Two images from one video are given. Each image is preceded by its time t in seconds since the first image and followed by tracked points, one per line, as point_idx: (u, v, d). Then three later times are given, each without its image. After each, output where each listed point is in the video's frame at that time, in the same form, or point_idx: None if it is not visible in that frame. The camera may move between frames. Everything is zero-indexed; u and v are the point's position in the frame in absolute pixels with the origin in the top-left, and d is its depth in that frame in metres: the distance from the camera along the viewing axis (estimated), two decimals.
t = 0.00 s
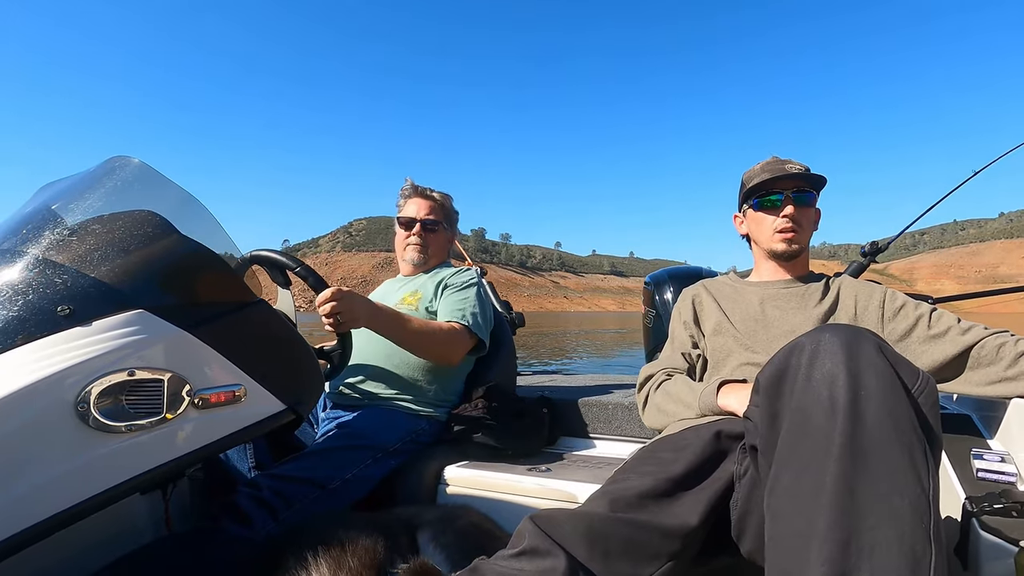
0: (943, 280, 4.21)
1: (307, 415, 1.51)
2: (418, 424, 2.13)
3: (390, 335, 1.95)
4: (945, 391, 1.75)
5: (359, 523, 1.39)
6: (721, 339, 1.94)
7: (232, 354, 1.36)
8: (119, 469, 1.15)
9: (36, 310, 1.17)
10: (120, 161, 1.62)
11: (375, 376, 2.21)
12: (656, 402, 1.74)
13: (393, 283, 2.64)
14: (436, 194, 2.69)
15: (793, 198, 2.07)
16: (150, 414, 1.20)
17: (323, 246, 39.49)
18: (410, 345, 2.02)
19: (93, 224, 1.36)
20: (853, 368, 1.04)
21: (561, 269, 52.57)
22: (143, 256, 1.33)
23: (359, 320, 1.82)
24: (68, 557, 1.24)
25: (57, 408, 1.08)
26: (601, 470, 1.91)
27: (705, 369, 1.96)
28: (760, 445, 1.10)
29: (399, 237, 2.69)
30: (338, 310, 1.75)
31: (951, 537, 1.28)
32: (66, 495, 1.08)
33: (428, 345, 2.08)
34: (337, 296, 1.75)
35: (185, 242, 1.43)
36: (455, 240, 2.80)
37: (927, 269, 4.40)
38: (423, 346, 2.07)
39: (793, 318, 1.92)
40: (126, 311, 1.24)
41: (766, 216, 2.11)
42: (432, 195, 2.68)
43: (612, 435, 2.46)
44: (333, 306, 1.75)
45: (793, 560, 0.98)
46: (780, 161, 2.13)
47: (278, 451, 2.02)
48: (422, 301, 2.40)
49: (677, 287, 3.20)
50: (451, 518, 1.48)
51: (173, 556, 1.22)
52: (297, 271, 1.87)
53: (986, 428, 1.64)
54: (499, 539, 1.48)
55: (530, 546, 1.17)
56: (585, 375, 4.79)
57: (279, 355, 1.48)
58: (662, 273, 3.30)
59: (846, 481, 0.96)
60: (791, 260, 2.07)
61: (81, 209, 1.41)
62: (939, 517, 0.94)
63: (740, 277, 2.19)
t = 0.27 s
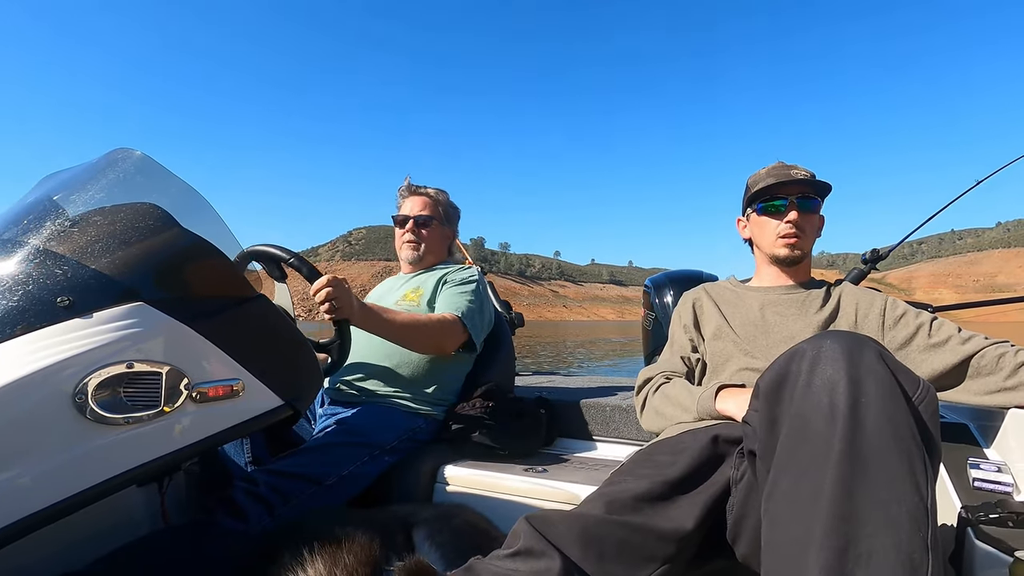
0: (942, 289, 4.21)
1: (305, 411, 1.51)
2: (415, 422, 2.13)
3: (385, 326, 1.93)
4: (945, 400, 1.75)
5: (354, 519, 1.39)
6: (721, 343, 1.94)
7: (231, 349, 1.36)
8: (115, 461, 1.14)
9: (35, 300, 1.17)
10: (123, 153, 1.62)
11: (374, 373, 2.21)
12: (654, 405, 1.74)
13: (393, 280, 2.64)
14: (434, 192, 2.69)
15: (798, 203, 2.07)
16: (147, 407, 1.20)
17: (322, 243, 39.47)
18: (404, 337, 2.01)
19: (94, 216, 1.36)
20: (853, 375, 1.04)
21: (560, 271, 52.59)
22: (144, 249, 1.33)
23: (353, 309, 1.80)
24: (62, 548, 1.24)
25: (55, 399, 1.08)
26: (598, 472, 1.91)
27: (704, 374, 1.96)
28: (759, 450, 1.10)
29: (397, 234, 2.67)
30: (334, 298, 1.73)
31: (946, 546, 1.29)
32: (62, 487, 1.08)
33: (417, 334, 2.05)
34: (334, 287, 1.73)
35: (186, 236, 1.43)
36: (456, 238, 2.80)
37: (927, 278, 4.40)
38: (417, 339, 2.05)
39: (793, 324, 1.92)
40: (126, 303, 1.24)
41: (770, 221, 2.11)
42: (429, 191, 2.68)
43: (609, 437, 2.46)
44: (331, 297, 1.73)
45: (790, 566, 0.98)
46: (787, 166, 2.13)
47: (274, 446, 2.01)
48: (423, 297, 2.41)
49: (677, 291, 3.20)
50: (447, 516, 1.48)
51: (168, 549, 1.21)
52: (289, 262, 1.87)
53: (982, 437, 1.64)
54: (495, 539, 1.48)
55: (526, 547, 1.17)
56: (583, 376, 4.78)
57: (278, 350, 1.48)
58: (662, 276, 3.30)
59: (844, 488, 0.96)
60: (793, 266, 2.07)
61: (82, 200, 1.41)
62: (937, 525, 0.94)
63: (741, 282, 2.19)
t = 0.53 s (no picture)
0: (943, 291, 4.21)
1: (305, 410, 1.51)
2: (415, 422, 2.13)
3: (384, 321, 1.94)
4: (945, 401, 1.75)
5: (354, 519, 1.39)
6: (721, 344, 1.94)
7: (231, 348, 1.36)
8: (114, 460, 1.14)
9: (35, 298, 1.16)
10: (123, 151, 1.62)
11: (374, 373, 2.20)
12: (654, 406, 1.74)
13: (393, 279, 2.64)
14: (434, 192, 2.70)
15: (803, 205, 2.07)
16: (147, 405, 1.20)
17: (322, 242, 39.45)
18: (404, 332, 2.01)
19: (95, 214, 1.36)
20: (854, 377, 1.04)
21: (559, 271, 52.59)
22: (145, 247, 1.33)
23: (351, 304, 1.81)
24: (61, 547, 1.24)
25: (54, 398, 1.08)
26: (597, 472, 1.91)
27: (704, 374, 1.96)
28: (758, 451, 1.10)
29: (395, 233, 2.66)
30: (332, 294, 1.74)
31: (946, 547, 1.29)
32: (61, 485, 1.08)
33: (417, 327, 2.05)
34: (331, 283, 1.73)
35: (187, 234, 1.43)
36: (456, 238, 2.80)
37: (927, 280, 4.40)
38: (417, 333, 2.06)
39: (793, 325, 1.92)
40: (126, 302, 1.24)
41: (773, 222, 2.11)
42: (428, 190, 2.69)
43: (608, 437, 2.46)
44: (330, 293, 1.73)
45: (789, 566, 0.98)
46: (793, 167, 2.13)
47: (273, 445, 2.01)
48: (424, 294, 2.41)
49: (677, 291, 3.20)
50: (446, 516, 1.48)
51: (167, 548, 1.21)
52: (285, 258, 1.90)
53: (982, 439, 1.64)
54: (494, 539, 1.48)
55: (525, 547, 1.17)
56: (583, 377, 4.78)
57: (278, 349, 1.48)
58: (662, 277, 3.30)
59: (844, 489, 0.96)
60: (795, 267, 2.07)
61: (83, 198, 1.41)
62: (937, 527, 0.94)
63: (742, 283, 2.19)
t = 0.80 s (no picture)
0: (945, 283, 4.20)
1: (306, 414, 1.51)
2: (416, 423, 2.13)
3: (384, 322, 1.94)
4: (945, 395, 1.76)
5: (357, 521, 1.39)
6: (721, 341, 1.94)
7: (232, 352, 1.36)
8: (116, 466, 1.14)
9: (35, 305, 1.16)
10: (122, 157, 1.62)
11: (375, 375, 2.21)
12: (655, 404, 1.74)
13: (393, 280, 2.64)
14: (433, 194, 2.70)
15: (804, 201, 2.07)
16: (148, 411, 1.20)
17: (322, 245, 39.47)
18: (405, 332, 2.01)
19: (94, 221, 1.36)
20: (854, 372, 1.04)
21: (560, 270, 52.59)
22: (144, 253, 1.33)
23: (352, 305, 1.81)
24: (65, 553, 1.24)
25: (56, 405, 1.08)
26: (600, 471, 1.91)
27: (705, 372, 1.96)
28: (760, 448, 1.10)
29: (395, 234, 2.67)
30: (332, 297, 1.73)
31: (949, 541, 1.28)
32: (64, 492, 1.08)
33: (418, 328, 2.05)
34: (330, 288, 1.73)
35: (186, 239, 1.43)
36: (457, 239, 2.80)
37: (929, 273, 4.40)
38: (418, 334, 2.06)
39: (793, 321, 1.92)
40: (126, 307, 1.24)
41: (774, 218, 2.11)
42: (428, 191, 2.69)
43: (611, 436, 2.46)
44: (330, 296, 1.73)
45: (793, 563, 0.98)
46: (795, 164, 2.13)
47: (276, 449, 2.01)
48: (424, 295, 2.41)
49: (678, 289, 3.20)
50: (449, 517, 1.48)
51: (171, 553, 1.21)
52: (286, 263, 1.90)
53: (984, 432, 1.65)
54: (497, 540, 1.48)
55: (528, 547, 1.17)
56: (584, 376, 4.78)
57: (279, 353, 1.48)
58: (662, 275, 3.30)
59: (847, 485, 0.96)
60: (795, 262, 2.07)
61: (82, 205, 1.41)
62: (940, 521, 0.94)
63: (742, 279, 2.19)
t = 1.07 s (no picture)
0: (947, 274, 4.19)
1: (309, 418, 1.51)
2: (419, 425, 2.13)
3: (386, 327, 1.93)
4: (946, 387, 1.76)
5: (361, 524, 1.39)
6: (721, 337, 1.94)
7: (233, 358, 1.36)
8: (120, 474, 1.15)
9: (36, 315, 1.17)
10: (119, 165, 1.62)
11: (376, 377, 2.21)
12: (657, 401, 1.74)
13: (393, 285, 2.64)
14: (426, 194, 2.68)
15: (797, 195, 2.07)
16: (151, 418, 1.20)
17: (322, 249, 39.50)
18: (408, 337, 2.01)
19: (93, 229, 1.36)
20: (854, 365, 1.04)
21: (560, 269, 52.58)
22: (143, 260, 1.34)
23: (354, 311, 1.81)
24: (71, 562, 1.24)
25: (58, 414, 1.08)
26: (604, 469, 1.91)
27: (706, 367, 1.96)
28: (761, 442, 1.10)
29: (390, 238, 2.67)
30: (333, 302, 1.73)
31: (954, 532, 1.29)
32: (69, 501, 1.08)
33: (421, 332, 2.04)
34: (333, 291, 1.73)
35: (185, 246, 1.43)
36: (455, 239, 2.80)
37: (930, 264, 4.39)
38: (421, 339, 2.05)
39: (793, 315, 1.92)
40: (126, 315, 1.24)
41: (768, 213, 2.10)
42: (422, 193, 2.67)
43: (614, 434, 2.46)
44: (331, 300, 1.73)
45: (797, 558, 0.98)
46: (787, 158, 2.13)
47: (279, 454, 2.01)
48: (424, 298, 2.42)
49: (677, 285, 3.20)
50: (453, 518, 1.48)
51: (177, 559, 1.22)
52: (286, 267, 1.88)
53: (986, 423, 1.65)
54: (502, 540, 1.48)
55: (533, 546, 1.17)
56: (587, 374, 4.77)
57: (280, 358, 1.48)
58: (661, 272, 3.30)
59: (849, 478, 0.96)
60: (791, 256, 2.07)
61: (80, 214, 1.41)
62: (941, 512, 0.94)
63: (741, 274, 2.19)
